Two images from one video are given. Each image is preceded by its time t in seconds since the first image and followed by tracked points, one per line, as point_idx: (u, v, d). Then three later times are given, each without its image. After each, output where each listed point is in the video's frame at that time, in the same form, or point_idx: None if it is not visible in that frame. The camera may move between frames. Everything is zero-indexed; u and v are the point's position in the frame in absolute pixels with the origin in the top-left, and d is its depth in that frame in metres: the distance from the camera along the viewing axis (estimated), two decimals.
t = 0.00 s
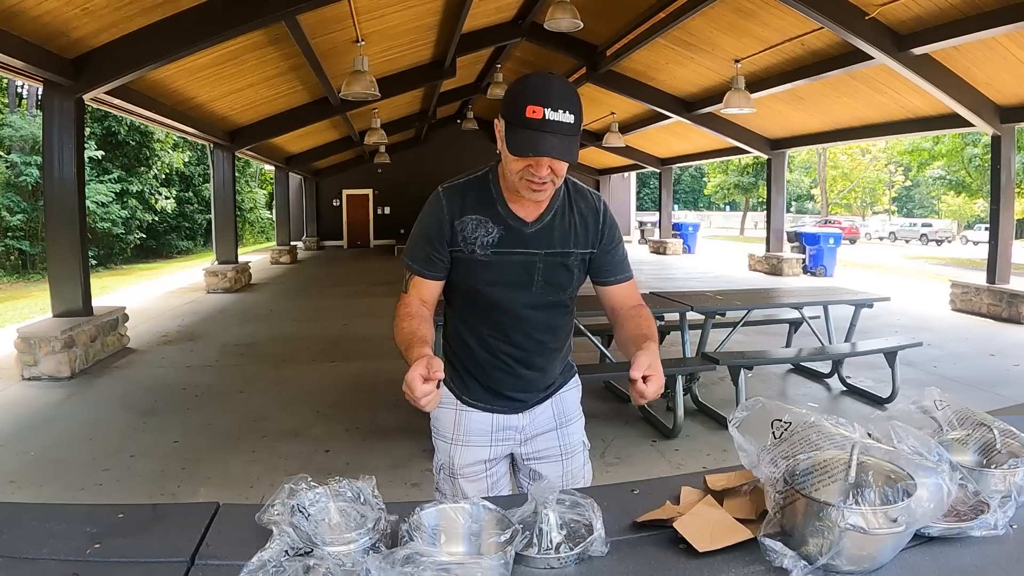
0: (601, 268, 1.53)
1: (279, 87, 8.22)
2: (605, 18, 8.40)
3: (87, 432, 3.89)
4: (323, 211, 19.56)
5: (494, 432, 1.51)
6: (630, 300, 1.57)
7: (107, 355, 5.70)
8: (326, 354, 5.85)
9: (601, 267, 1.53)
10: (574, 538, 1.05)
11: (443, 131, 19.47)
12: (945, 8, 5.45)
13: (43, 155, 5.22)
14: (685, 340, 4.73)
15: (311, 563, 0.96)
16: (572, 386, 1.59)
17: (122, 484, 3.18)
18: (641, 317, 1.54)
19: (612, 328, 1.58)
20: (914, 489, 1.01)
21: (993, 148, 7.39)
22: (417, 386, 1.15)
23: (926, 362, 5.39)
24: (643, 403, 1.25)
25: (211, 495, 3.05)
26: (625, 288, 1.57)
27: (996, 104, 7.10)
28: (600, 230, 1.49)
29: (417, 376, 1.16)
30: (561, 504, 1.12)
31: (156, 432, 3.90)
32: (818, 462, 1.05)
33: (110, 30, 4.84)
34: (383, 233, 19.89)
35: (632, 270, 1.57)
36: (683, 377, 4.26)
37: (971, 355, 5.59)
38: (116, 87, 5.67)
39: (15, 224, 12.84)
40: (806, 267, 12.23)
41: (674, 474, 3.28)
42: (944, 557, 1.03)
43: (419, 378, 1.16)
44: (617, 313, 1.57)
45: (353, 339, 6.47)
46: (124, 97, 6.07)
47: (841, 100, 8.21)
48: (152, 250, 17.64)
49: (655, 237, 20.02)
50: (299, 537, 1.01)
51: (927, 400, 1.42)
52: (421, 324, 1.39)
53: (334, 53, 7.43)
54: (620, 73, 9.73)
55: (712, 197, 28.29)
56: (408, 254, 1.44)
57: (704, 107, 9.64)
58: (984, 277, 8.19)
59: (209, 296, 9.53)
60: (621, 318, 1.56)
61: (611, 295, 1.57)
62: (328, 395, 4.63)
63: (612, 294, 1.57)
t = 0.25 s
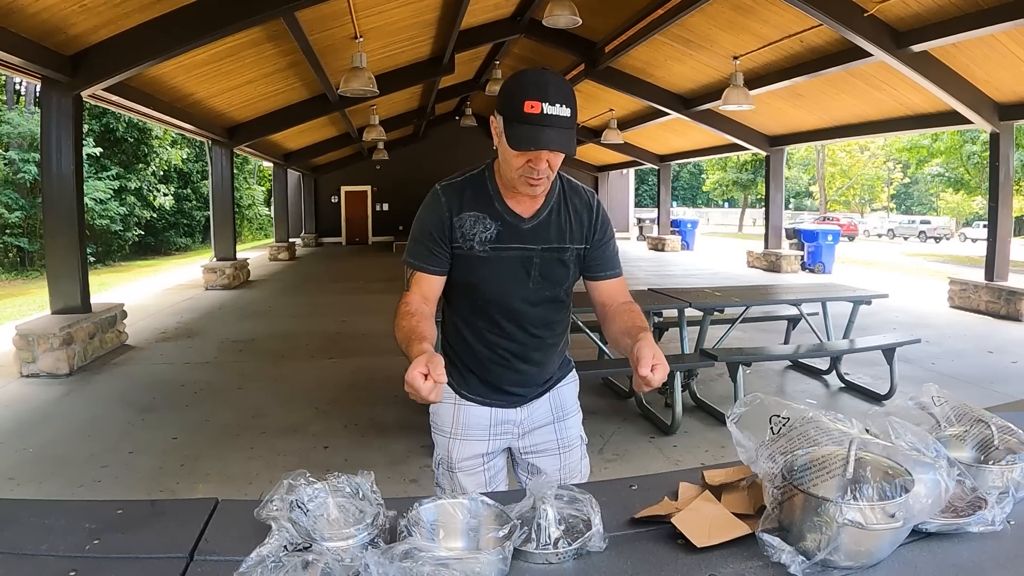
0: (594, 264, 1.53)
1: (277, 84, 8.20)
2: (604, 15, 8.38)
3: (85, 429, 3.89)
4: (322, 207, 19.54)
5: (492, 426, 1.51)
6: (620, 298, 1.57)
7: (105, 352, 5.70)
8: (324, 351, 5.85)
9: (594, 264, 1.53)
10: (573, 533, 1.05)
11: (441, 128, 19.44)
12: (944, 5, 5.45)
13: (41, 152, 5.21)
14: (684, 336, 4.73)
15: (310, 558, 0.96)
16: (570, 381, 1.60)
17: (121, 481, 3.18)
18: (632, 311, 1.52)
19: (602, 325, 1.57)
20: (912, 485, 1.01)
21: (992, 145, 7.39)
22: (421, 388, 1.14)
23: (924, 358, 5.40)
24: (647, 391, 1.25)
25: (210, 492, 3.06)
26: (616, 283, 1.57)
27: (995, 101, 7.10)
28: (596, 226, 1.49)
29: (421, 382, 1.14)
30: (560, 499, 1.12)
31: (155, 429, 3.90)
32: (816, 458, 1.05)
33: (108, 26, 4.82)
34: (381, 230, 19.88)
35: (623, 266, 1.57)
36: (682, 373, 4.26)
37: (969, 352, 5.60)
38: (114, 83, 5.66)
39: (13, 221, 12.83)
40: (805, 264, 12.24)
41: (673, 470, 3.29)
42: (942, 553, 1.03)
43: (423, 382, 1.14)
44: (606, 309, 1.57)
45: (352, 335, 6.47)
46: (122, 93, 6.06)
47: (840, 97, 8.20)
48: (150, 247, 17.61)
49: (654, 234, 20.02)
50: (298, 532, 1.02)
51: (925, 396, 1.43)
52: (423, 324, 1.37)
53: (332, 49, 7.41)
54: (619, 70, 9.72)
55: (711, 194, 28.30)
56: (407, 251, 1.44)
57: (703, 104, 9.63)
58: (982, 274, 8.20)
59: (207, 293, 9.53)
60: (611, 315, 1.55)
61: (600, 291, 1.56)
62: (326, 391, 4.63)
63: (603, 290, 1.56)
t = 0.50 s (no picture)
0: (591, 262, 1.53)
1: (275, 84, 8.19)
2: (602, 14, 8.39)
3: (84, 430, 3.88)
4: (320, 208, 19.53)
5: (492, 425, 1.51)
6: (618, 295, 1.57)
7: (104, 353, 5.70)
8: (323, 351, 5.85)
9: (591, 262, 1.53)
10: (571, 533, 1.05)
11: (439, 128, 19.44)
12: (941, 4, 5.46)
13: (40, 153, 5.20)
14: (682, 335, 4.73)
15: (309, 559, 0.96)
16: (569, 379, 1.60)
17: (120, 482, 3.17)
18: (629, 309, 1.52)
19: (599, 322, 1.57)
20: (910, 483, 1.01)
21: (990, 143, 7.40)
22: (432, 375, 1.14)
23: (923, 357, 5.41)
24: (646, 387, 1.25)
25: (209, 492, 3.05)
26: (612, 281, 1.57)
27: (992, 100, 7.11)
28: (593, 224, 1.49)
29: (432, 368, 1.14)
30: (559, 499, 1.12)
31: (154, 430, 3.90)
32: (814, 457, 1.05)
33: (106, 27, 4.82)
34: (380, 230, 19.87)
35: (620, 264, 1.57)
36: (680, 372, 4.27)
37: (968, 350, 5.60)
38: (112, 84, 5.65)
39: (12, 223, 12.81)
40: (803, 263, 12.25)
41: (672, 469, 3.29)
42: (941, 551, 1.03)
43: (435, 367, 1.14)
44: (603, 306, 1.57)
45: (350, 335, 6.47)
46: (119, 94, 6.05)
47: (837, 96, 8.21)
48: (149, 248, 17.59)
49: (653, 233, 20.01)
50: (297, 532, 1.02)
51: (923, 394, 1.43)
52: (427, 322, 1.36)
53: (330, 49, 7.41)
54: (617, 70, 9.72)
55: (709, 193, 28.31)
56: (405, 251, 1.43)
57: (701, 103, 9.63)
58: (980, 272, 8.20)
59: (206, 293, 9.52)
60: (608, 313, 1.55)
61: (596, 290, 1.57)
62: (325, 391, 4.63)
63: (599, 288, 1.57)
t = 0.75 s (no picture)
0: (592, 263, 1.54)
1: (276, 84, 8.20)
2: (602, 15, 8.39)
3: (84, 431, 3.88)
4: (320, 208, 19.54)
5: (492, 427, 1.51)
6: (618, 295, 1.57)
7: (104, 353, 5.70)
8: (323, 351, 5.86)
9: (592, 262, 1.53)
10: (573, 533, 1.05)
11: (439, 128, 19.44)
12: (942, 5, 5.46)
13: (40, 153, 5.20)
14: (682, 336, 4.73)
15: (310, 558, 0.96)
16: (570, 380, 1.60)
17: (119, 482, 3.17)
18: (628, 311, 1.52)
19: (599, 323, 1.57)
20: (911, 484, 1.01)
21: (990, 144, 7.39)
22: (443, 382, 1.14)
23: (923, 358, 5.40)
24: (649, 390, 1.25)
25: (209, 493, 3.05)
26: (613, 281, 1.57)
27: (993, 101, 7.11)
28: (593, 224, 1.50)
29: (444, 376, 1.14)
30: (559, 499, 1.12)
31: (154, 430, 3.90)
32: (815, 458, 1.05)
33: (107, 27, 4.82)
34: (380, 230, 19.88)
35: (620, 264, 1.57)
36: (681, 373, 4.27)
37: (968, 351, 5.60)
38: (113, 85, 5.65)
39: (12, 223, 12.81)
40: (803, 264, 12.26)
41: (672, 470, 3.29)
42: (941, 552, 1.03)
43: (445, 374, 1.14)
44: (604, 307, 1.57)
45: (350, 336, 6.47)
46: (120, 95, 6.06)
47: (838, 96, 8.21)
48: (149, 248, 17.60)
49: (653, 234, 20.02)
50: (298, 532, 1.02)
51: (924, 395, 1.43)
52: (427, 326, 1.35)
53: (331, 50, 7.41)
54: (617, 70, 9.72)
55: (709, 193, 28.32)
56: (407, 251, 1.43)
57: (702, 104, 9.64)
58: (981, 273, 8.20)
59: (206, 294, 9.52)
60: (609, 313, 1.55)
61: (597, 290, 1.57)
62: (325, 392, 4.63)
63: (600, 288, 1.57)
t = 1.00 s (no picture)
0: (592, 258, 1.54)
1: (274, 82, 8.18)
2: (601, 12, 8.38)
3: (83, 429, 3.88)
4: (319, 206, 19.52)
5: (492, 425, 1.51)
6: (617, 292, 1.57)
7: (103, 352, 5.69)
8: (322, 349, 5.85)
9: (591, 258, 1.53)
10: (571, 531, 1.05)
11: (438, 126, 19.42)
12: (940, 2, 5.46)
13: (38, 151, 5.19)
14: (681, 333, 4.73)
15: (307, 557, 0.96)
16: (569, 377, 1.60)
17: (118, 480, 3.17)
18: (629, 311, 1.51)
19: (599, 321, 1.57)
20: (910, 480, 1.01)
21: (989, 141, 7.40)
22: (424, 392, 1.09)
23: (922, 355, 5.41)
24: (652, 392, 1.24)
25: (208, 491, 3.05)
26: (612, 278, 1.57)
27: (991, 98, 7.11)
28: (593, 219, 1.50)
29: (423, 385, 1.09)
30: (557, 497, 1.12)
31: (153, 428, 3.89)
32: (814, 454, 1.05)
33: (104, 26, 4.81)
34: (379, 228, 19.86)
35: (619, 260, 1.57)
36: (679, 371, 4.27)
37: (967, 348, 5.61)
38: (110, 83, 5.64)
39: (10, 222, 12.78)
40: (802, 261, 12.26)
41: (671, 467, 3.29)
42: (941, 549, 1.03)
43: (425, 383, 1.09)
44: (602, 304, 1.57)
45: (349, 334, 6.47)
46: (118, 93, 6.04)
47: (837, 94, 8.21)
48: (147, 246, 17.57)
49: (652, 231, 20.02)
50: (296, 531, 1.01)
51: (923, 392, 1.43)
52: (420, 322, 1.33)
53: (329, 48, 7.40)
54: (616, 68, 9.71)
55: (708, 191, 28.31)
56: (404, 245, 1.42)
57: (700, 101, 9.63)
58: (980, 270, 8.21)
59: (204, 292, 9.51)
60: (608, 310, 1.55)
61: (596, 286, 1.57)
62: (324, 390, 4.62)
63: (598, 285, 1.57)
